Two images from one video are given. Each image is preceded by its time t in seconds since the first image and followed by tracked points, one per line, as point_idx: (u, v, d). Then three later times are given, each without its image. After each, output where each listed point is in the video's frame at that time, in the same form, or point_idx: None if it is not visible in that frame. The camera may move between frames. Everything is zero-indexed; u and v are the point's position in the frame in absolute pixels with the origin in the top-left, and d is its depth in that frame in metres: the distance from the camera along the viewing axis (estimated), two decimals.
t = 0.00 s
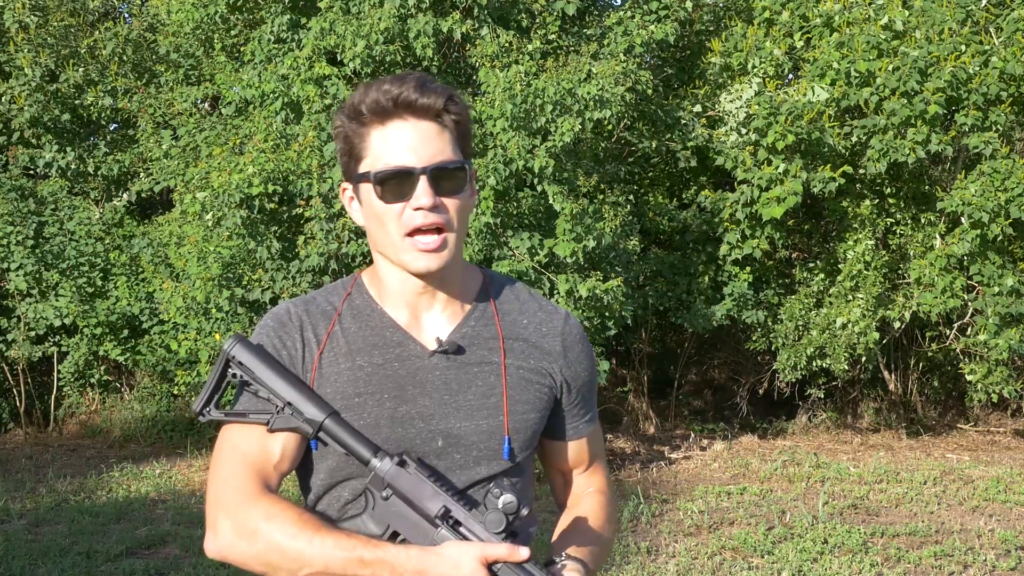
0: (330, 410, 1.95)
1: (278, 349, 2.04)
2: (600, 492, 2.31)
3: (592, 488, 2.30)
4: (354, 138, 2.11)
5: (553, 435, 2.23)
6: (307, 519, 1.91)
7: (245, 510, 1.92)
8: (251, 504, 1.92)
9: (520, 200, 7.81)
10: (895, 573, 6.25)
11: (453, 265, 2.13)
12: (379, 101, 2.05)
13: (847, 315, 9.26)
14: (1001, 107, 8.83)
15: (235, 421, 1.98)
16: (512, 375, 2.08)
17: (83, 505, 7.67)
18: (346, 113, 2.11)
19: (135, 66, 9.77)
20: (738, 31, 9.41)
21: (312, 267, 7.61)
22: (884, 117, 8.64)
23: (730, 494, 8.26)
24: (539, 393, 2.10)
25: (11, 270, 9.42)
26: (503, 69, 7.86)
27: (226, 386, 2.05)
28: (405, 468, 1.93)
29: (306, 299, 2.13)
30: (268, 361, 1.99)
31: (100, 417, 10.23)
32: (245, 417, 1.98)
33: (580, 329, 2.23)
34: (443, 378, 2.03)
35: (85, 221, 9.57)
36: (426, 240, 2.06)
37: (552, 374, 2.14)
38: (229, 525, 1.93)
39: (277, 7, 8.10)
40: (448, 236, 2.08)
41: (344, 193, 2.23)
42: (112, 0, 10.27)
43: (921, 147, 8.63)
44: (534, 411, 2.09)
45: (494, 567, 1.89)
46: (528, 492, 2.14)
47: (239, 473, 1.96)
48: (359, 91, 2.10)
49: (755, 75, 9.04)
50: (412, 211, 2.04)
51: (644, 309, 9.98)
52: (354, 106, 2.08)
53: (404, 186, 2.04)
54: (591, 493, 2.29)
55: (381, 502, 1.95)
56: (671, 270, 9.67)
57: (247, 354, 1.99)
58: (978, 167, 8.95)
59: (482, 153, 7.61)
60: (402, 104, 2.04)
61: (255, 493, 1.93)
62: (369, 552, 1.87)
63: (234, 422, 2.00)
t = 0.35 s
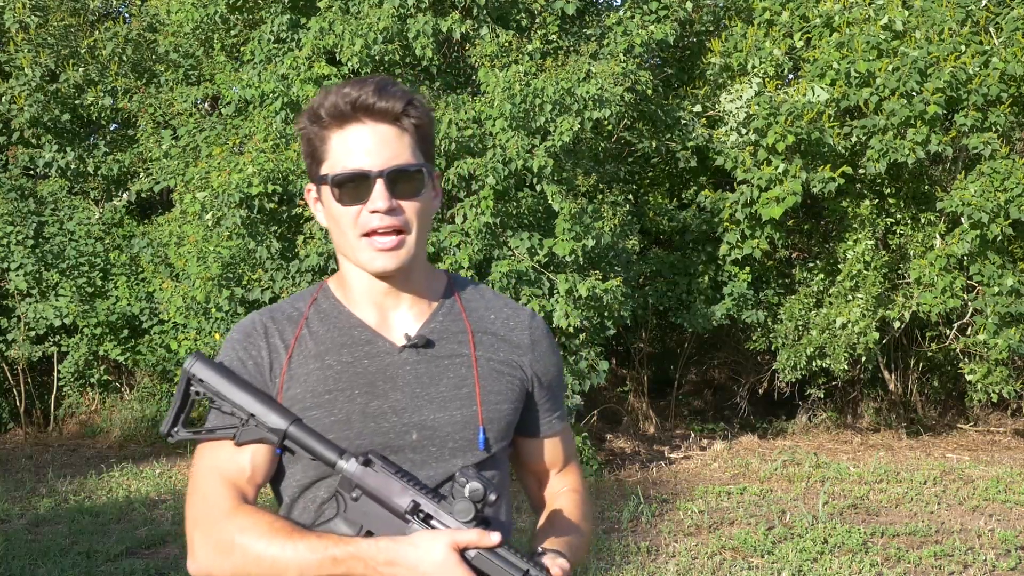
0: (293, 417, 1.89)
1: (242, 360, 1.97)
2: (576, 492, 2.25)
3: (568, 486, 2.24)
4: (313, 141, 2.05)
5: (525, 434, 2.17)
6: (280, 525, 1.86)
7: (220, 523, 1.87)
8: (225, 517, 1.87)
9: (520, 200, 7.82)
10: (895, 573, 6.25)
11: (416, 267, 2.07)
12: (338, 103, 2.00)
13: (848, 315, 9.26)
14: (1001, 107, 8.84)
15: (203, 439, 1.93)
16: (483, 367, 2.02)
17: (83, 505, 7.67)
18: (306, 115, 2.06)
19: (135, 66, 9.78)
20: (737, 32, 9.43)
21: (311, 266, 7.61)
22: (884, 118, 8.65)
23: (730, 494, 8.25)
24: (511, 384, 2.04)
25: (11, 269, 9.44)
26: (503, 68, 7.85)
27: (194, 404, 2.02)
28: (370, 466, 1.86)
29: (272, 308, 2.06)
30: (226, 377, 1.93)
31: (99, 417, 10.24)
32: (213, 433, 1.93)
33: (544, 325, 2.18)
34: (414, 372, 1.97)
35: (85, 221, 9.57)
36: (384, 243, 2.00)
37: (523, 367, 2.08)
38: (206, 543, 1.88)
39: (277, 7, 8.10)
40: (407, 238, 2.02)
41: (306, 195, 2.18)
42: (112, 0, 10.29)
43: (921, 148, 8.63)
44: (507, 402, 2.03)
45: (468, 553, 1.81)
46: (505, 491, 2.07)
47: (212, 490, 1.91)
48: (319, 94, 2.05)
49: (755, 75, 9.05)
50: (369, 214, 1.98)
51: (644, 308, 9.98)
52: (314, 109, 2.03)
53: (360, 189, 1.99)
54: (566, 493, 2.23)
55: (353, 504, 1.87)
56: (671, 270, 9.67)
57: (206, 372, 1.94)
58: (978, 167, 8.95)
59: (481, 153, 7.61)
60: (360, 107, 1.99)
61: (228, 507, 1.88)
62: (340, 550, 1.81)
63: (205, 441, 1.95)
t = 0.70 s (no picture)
0: (255, 428, 1.88)
1: (204, 373, 1.97)
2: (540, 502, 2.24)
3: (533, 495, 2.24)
4: (293, 143, 2.09)
5: (492, 440, 2.19)
6: (250, 532, 1.87)
7: (190, 537, 1.88)
8: (195, 530, 1.88)
9: (519, 200, 7.83)
10: (895, 573, 6.25)
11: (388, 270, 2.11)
12: (324, 105, 2.05)
13: (847, 315, 9.26)
14: (1001, 107, 8.84)
15: (166, 457, 1.93)
16: (448, 370, 2.05)
17: (83, 504, 7.68)
18: (287, 116, 2.09)
19: (135, 67, 9.80)
20: (737, 32, 9.43)
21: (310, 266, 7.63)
22: (885, 118, 8.65)
23: (729, 494, 8.25)
24: (477, 386, 2.07)
25: (11, 270, 9.48)
26: (501, 68, 7.87)
27: (153, 420, 2.00)
28: (335, 472, 1.85)
29: (234, 323, 2.07)
30: (186, 392, 1.92)
31: (100, 417, 10.26)
32: (175, 450, 1.92)
33: (508, 331, 2.22)
34: (379, 377, 2.00)
35: (85, 221, 9.57)
36: (365, 242, 2.05)
37: (489, 370, 2.11)
38: (178, 557, 1.90)
39: (277, 7, 8.12)
40: (387, 241, 2.07)
41: (273, 197, 2.20)
42: (112, 1, 10.32)
43: (921, 149, 8.64)
44: (474, 404, 2.05)
45: (441, 545, 1.81)
46: (475, 497, 2.07)
47: (181, 505, 1.92)
48: (301, 96, 2.09)
49: (755, 75, 9.04)
50: (355, 214, 2.03)
51: (643, 308, 10.00)
52: (298, 110, 2.06)
53: (347, 190, 2.03)
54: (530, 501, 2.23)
55: (321, 509, 1.87)
56: (671, 270, 9.67)
57: (166, 390, 1.93)
58: (978, 167, 8.94)
59: (479, 152, 7.61)
60: (348, 109, 2.04)
61: (197, 520, 1.89)
62: (312, 550, 1.82)
63: (169, 458, 1.95)
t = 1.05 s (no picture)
0: (266, 418, 1.88)
1: (209, 374, 1.97)
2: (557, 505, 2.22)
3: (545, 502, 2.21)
4: (293, 148, 2.08)
5: (498, 441, 2.18)
6: (261, 526, 1.87)
7: (202, 536, 1.87)
8: (207, 527, 1.87)
9: (517, 199, 7.86)
10: (895, 573, 6.25)
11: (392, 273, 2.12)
12: (326, 111, 2.04)
13: (847, 315, 9.26)
14: (1000, 108, 8.84)
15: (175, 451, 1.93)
16: (454, 365, 2.07)
17: (82, 504, 7.68)
18: (287, 121, 2.08)
19: (135, 67, 9.80)
20: (737, 32, 9.43)
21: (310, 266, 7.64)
22: (884, 119, 8.65)
23: (730, 493, 8.25)
24: (482, 381, 2.08)
25: (11, 270, 9.49)
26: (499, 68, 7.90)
27: (160, 419, 1.98)
28: (350, 458, 1.85)
29: (234, 327, 2.08)
30: (197, 385, 1.92)
31: (99, 417, 10.26)
32: (185, 444, 1.93)
33: (507, 328, 2.25)
34: (386, 374, 2.01)
35: (85, 220, 9.57)
36: (370, 246, 2.05)
37: (493, 365, 2.13)
38: (188, 562, 1.89)
39: (277, 7, 8.12)
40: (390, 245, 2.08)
41: (270, 202, 2.19)
42: (112, 1, 10.33)
43: (921, 149, 8.63)
44: (482, 399, 2.06)
45: (460, 528, 1.80)
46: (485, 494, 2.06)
47: (191, 504, 1.91)
48: (299, 101, 2.08)
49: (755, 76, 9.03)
50: (360, 220, 2.03)
51: (643, 308, 9.99)
52: (298, 115, 2.05)
53: (351, 195, 2.02)
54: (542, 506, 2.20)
55: (334, 500, 1.87)
56: (670, 270, 9.67)
57: (175, 381, 1.93)
58: (978, 168, 8.94)
59: (478, 152, 7.61)
60: (350, 114, 2.04)
61: (209, 516, 1.88)
62: (328, 535, 1.81)
63: (178, 452, 1.95)
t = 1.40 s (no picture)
0: (287, 435, 1.84)
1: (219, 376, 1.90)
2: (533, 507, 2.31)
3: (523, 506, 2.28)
4: (260, 166, 2.06)
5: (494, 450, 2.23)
6: (268, 547, 1.79)
7: (199, 550, 1.77)
8: (207, 542, 1.77)
9: (515, 199, 7.87)
10: (895, 573, 6.25)
11: (381, 278, 2.12)
12: (279, 131, 2.00)
13: (847, 315, 9.26)
14: (1000, 108, 8.84)
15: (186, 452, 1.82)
16: (462, 374, 2.10)
17: (82, 504, 7.69)
18: (250, 140, 2.06)
19: (135, 67, 9.82)
20: (738, 32, 9.42)
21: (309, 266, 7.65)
22: (884, 120, 8.65)
23: (730, 494, 8.25)
24: (488, 391, 2.12)
25: (11, 270, 9.51)
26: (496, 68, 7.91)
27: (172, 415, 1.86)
28: (369, 492, 1.85)
29: (235, 327, 2.01)
30: (218, 386, 1.84)
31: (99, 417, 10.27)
32: (197, 445, 1.83)
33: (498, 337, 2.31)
34: (398, 383, 2.01)
35: (85, 221, 9.59)
36: (345, 259, 2.05)
37: (494, 374, 2.17)
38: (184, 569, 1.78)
39: (276, 7, 8.14)
40: (367, 256, 2.07)
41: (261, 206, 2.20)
42: (111, 1, 10.36)
43: (921, 150, 8.62)
44: (487, 410, 2.10)
45: None
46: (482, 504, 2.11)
47: (191, 514, 1.81)
48: (261, 119, 2.04)
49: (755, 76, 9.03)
50: (328, 239, 2.02)
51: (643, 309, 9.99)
52: (255, 136, 2.03)
53: (315, 215, 2.02)
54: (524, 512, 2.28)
55: (344, 530, 1.84)
56: (670, 270, 9.68)
57: (200, 381, 1.83)
58: (979, 168, 8.94)
59: (477, 151, 7.61)
60: (302, 133, 1.99)
61: (211, 529, 1.78)
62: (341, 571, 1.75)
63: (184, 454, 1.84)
